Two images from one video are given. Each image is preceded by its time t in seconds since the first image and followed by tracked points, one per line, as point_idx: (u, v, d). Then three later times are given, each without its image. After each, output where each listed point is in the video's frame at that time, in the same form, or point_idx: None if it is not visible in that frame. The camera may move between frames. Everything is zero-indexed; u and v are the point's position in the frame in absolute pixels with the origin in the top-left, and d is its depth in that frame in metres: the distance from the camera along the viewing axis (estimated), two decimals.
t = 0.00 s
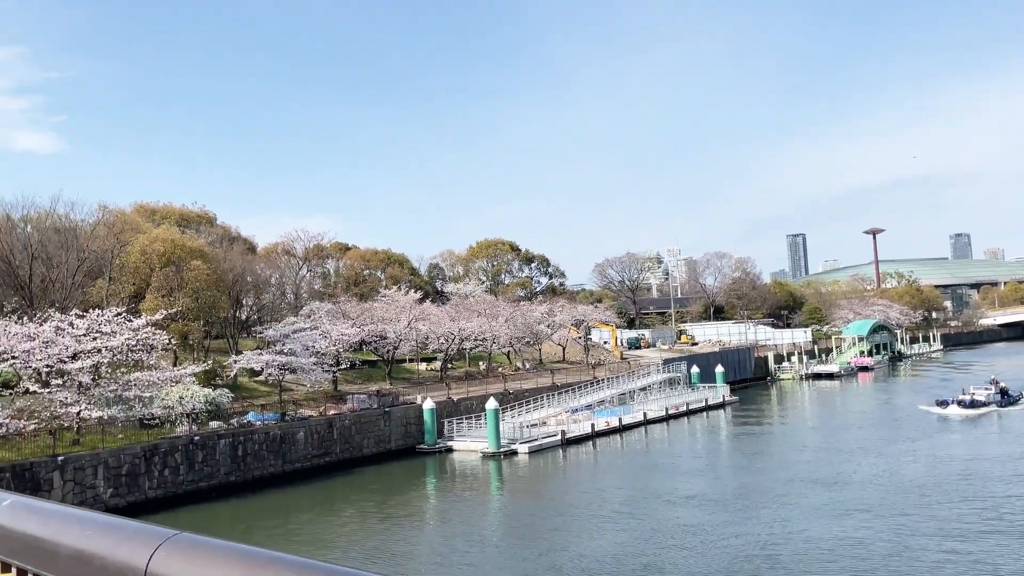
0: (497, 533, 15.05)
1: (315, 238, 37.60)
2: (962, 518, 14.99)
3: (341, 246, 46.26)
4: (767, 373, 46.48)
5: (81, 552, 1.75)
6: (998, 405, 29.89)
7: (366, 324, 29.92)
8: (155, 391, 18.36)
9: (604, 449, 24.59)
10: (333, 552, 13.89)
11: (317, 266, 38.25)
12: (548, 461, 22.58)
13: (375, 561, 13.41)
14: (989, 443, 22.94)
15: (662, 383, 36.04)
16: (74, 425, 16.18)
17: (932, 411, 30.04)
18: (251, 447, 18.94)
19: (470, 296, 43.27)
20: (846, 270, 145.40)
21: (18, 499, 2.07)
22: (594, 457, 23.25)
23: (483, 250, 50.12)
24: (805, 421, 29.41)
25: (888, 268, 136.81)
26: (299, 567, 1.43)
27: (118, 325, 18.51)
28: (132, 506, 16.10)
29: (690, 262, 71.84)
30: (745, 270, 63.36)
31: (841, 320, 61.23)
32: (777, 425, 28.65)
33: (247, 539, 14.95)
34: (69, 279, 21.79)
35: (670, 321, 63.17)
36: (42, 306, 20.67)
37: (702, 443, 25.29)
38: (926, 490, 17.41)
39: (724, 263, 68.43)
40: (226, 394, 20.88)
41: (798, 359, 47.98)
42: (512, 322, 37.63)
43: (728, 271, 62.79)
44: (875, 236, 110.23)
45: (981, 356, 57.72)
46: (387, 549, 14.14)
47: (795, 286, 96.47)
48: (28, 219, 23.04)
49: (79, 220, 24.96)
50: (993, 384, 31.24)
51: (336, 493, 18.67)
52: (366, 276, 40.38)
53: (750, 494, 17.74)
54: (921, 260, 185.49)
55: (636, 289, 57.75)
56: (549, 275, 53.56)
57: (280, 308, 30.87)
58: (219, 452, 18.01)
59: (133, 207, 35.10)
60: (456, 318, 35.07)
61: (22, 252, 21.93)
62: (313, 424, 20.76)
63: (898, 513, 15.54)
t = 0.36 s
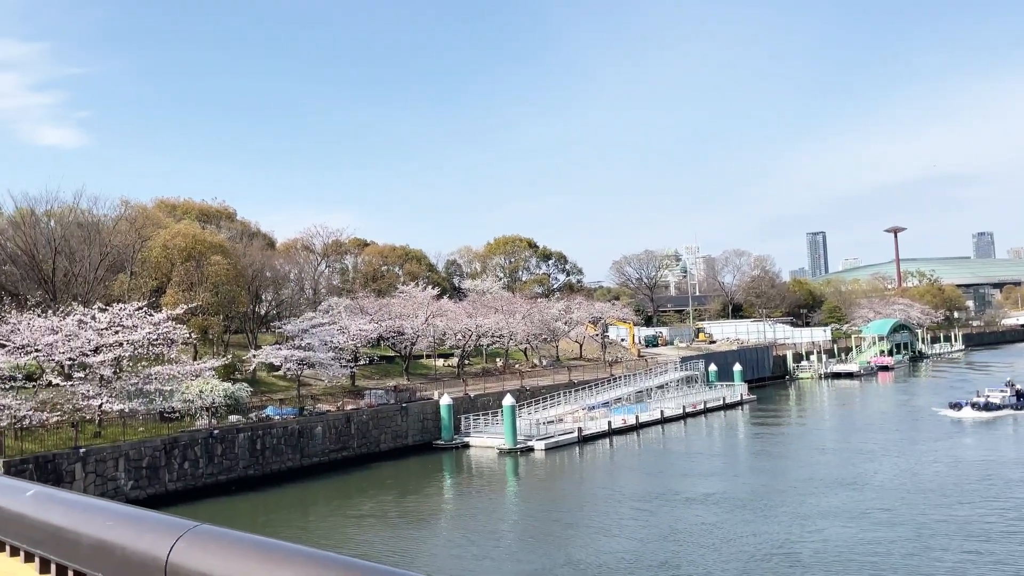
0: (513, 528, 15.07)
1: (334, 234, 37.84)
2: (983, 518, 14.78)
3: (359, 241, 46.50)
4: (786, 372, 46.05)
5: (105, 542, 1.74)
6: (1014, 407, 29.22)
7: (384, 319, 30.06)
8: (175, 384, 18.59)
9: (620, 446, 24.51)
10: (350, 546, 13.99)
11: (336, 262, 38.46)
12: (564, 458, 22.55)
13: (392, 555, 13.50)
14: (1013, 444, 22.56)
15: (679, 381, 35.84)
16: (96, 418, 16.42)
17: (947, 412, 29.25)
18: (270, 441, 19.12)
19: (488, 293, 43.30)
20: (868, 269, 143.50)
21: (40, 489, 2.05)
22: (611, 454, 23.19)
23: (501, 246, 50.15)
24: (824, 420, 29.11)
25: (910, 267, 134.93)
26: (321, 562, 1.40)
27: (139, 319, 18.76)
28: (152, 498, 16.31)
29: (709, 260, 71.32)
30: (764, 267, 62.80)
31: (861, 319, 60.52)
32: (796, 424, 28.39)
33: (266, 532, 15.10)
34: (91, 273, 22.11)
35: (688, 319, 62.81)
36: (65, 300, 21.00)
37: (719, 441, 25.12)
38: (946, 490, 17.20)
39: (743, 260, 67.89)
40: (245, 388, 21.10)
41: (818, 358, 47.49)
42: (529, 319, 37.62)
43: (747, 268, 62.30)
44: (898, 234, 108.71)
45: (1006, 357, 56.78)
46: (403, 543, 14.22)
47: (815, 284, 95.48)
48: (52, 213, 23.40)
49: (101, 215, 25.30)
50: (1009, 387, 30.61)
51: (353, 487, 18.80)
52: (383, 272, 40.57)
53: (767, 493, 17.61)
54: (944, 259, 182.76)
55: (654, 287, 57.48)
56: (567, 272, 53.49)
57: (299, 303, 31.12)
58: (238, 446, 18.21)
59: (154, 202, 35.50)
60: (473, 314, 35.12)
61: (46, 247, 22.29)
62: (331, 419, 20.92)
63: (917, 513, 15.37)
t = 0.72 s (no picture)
0: (524, 525, 15.06)
1: (347, 231, 37.99)
2: (998, 518, 14.64)
3: (372, 238, 46.65)
4: (799, 372, 45.74)
5: (119, 535, 1.54)
6: None
7: (396, 316, 30.15)
8: (189, 379, 18.72)
9: (632, 444, 24.43)
10: (362, 542, 14.02)
11: (349, 259, 38.59)
12: (576, 456, 22.50)
13: (404, 551, 13.54)
14: None
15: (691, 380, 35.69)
16: (111, 412, 16.56)
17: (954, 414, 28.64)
18: (282, 436, 19.25)
19: (500, 290, 43.30)
20: (882, 268, 142.43)
21: (54, 481, 1.88)
22: (623, 452, 23.11)
23: (513, 244, 50.16)
24: (837, 420, 28.90)
25: (926, 267, 133.76)
26: (356, 564, 1.17)
27: (154, 314, 18.90)
28: (165, 492, 16.44)
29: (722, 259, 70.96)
30: (778, 266, 62.41)
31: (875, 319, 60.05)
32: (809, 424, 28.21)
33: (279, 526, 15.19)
34: (106, 269, 22.32)
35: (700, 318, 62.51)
36: (80, 295, 21.21)
37: (732, 440, 24.99)
38: (960, 490, 17.05)
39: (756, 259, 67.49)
40: (258, 384, 21.21)
41: (831, 358, 47.16)
42: (541, 317, 37.60)
43: (760, 267, 61.93)
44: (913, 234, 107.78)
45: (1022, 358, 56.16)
46: (415, 538, 14.26)
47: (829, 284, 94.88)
48: (69, 209, 23.63)
49: (117, 211, 25.55)
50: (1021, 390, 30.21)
51: (365, 483, 18.85)
52: (396, 269, 40.69)
53: (779, 492, 17.48)
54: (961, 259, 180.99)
55: (666, 285, 57.27)
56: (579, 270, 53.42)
57: (312, 300, 31.29)
58: (250, 441, 18.33)
59: (169, 198, 35.75)
60: (485, 312, 35.16)
61: (63, 242, 22.51)
62: (343, 415, 21.02)
63: (932, 513, 15.23)
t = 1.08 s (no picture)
0: (536, 522, 15.08)
1: (361, 227, 38.08)
2: (1014, 519, 14.49)
3: (385, 235, 46.77)
4: (813, 371, 45.42)
5: (133, 528, 1.53)
6: None
7: (409, 313, 30.24)
8: (203, 374, 18.88)
9: (644, 442, 24.36)
10: (374, 537, 14.10)
11: (363, 255, 38.68)
12: (587, 453, 22.49)
13: (416, 546, 13.61)
14: None
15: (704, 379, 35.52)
16: (126, 406, 16.71)
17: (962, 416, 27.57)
18: (295, 432, 19.35)
19: (512, 287, 43.30)
20: (899, 267, 141.06)
21: (70, 474, 1.88)
22: (635, 450, 23.05)
23: (526, 241, 50.16)
24: (851, 420, 28.68)
25: (943, 266, 132.40)
26: (369, 560, 1.13)
27: (169, 310, 19.04)
28: (179, 486, 16.57)
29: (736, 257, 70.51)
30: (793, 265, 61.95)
31: (891, 319, 59.51)
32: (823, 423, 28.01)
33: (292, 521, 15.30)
34: (122, 264, 22.50)
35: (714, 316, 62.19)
36: (96, 291, 21.38)
37: (744, 439, 24.87)
38: (974, 490, 16.91)
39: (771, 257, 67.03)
40: (272, 379, 21.35)
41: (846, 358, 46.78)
42: (554, 314, 37.56)
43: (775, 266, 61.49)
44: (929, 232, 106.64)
45: None
46: (427, 534, 14.33)
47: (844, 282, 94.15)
48: (86, 204, 23.81)
49: (133, 207, 25.77)
50: None
51: (377, 479, 18.94)
52: (409, 265, 40.79)
53: (791, 491, 17.40)
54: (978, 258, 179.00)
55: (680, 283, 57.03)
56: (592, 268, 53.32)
57: (325, 295, 31.29)
58: (264, 436, 18.46)
59: (185, 193, 36.02)
60: (498, 309, 35.17)
61: (79, 238, 22.69)
62: (356, 411, 21.13)
63: (946, 513, 15.10)
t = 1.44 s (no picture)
0: (548, 519, 15.08)
1: (375, 223, 38.22)
2: None
3: (399, 232, 46.90)
4: (828, 370, 45.03)
5: (146, 522, 1.53)
6: None
7: (423, 309, 30.31)
8: (218, 369, 19.05)
9: (658, 441, 24.28)
10: (386, 533, 14.15)
11: (376, 252, 38.82)
12: (600, 450, 22.45)
13: (428, 542, 13.65)
14: None
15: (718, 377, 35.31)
16: (142, 400, 16.91)
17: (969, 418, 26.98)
18: (309, 427, 19.47)
19: (526, 285, 43.27)
20: (917, 266, 139.65)
21: (85, 468, 1.89)
22: (648, 448, 22.97)
23: (540, 239, 50.11)
24: (867, 419, 28.40)
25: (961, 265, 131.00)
26: (378, 556, 1.11)
27: (184, 305, 19.22)
28: (195, 480, 16.72)
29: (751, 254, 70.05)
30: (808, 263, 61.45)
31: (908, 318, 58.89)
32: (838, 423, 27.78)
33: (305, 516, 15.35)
34: (138, 259, 22.74)
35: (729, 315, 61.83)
36: (113, 285, 21.62)
37: (758, 438, 24.70)
38: (991, 491, 16.71)
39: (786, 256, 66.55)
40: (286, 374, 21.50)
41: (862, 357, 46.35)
42: (567, 312, 37.51)
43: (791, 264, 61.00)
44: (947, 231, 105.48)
45: None
46: (438, 531, 14.33)
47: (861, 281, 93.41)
48: (103, 200, 24.05)
49: (149, 202, 26.02)
50: None
51: (391, 475, 19.00)
52: (422, 262, 40.89)
53: (805, 490, 17.30)
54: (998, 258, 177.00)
55: (695, 281, 56.74)
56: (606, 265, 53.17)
57: (340, 292, 31.34)
58: (278, 431, 18.59)
59: (202, 189, 36.32)
60: (511, 306, 35.16)
61: (96, 233, 22.93)
62: (369, 407, 21.22)
63: (963, 513, 14.94)
